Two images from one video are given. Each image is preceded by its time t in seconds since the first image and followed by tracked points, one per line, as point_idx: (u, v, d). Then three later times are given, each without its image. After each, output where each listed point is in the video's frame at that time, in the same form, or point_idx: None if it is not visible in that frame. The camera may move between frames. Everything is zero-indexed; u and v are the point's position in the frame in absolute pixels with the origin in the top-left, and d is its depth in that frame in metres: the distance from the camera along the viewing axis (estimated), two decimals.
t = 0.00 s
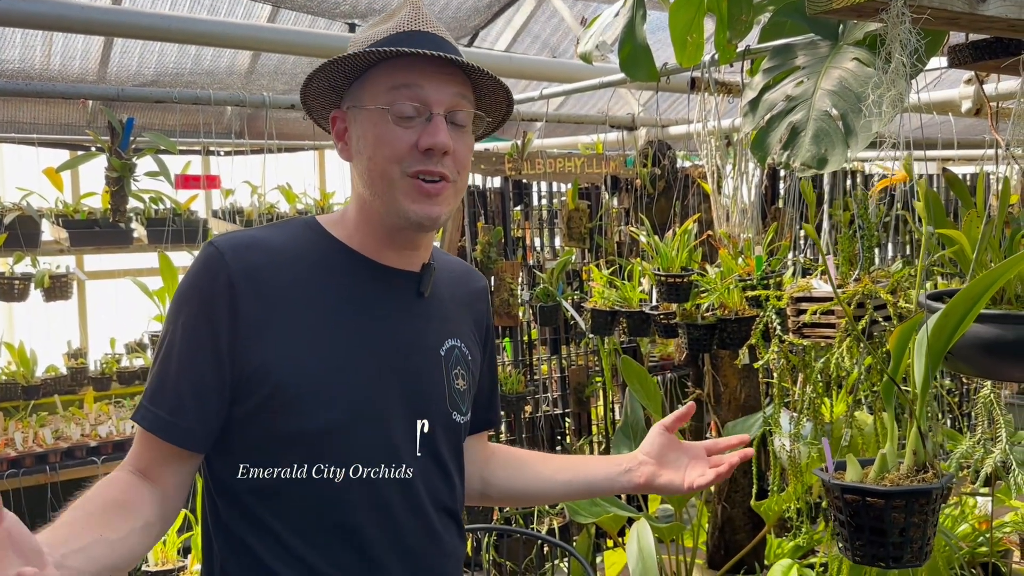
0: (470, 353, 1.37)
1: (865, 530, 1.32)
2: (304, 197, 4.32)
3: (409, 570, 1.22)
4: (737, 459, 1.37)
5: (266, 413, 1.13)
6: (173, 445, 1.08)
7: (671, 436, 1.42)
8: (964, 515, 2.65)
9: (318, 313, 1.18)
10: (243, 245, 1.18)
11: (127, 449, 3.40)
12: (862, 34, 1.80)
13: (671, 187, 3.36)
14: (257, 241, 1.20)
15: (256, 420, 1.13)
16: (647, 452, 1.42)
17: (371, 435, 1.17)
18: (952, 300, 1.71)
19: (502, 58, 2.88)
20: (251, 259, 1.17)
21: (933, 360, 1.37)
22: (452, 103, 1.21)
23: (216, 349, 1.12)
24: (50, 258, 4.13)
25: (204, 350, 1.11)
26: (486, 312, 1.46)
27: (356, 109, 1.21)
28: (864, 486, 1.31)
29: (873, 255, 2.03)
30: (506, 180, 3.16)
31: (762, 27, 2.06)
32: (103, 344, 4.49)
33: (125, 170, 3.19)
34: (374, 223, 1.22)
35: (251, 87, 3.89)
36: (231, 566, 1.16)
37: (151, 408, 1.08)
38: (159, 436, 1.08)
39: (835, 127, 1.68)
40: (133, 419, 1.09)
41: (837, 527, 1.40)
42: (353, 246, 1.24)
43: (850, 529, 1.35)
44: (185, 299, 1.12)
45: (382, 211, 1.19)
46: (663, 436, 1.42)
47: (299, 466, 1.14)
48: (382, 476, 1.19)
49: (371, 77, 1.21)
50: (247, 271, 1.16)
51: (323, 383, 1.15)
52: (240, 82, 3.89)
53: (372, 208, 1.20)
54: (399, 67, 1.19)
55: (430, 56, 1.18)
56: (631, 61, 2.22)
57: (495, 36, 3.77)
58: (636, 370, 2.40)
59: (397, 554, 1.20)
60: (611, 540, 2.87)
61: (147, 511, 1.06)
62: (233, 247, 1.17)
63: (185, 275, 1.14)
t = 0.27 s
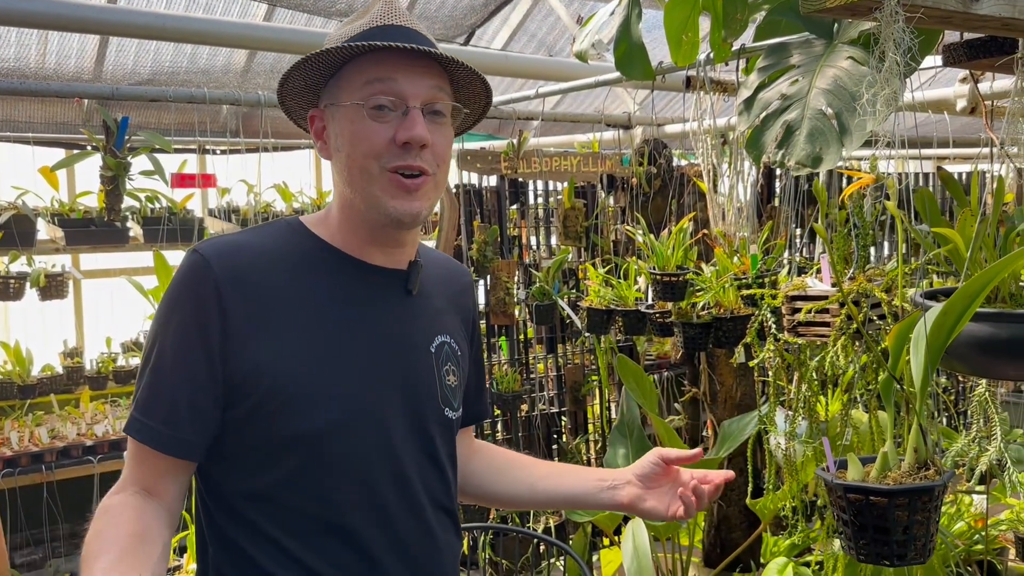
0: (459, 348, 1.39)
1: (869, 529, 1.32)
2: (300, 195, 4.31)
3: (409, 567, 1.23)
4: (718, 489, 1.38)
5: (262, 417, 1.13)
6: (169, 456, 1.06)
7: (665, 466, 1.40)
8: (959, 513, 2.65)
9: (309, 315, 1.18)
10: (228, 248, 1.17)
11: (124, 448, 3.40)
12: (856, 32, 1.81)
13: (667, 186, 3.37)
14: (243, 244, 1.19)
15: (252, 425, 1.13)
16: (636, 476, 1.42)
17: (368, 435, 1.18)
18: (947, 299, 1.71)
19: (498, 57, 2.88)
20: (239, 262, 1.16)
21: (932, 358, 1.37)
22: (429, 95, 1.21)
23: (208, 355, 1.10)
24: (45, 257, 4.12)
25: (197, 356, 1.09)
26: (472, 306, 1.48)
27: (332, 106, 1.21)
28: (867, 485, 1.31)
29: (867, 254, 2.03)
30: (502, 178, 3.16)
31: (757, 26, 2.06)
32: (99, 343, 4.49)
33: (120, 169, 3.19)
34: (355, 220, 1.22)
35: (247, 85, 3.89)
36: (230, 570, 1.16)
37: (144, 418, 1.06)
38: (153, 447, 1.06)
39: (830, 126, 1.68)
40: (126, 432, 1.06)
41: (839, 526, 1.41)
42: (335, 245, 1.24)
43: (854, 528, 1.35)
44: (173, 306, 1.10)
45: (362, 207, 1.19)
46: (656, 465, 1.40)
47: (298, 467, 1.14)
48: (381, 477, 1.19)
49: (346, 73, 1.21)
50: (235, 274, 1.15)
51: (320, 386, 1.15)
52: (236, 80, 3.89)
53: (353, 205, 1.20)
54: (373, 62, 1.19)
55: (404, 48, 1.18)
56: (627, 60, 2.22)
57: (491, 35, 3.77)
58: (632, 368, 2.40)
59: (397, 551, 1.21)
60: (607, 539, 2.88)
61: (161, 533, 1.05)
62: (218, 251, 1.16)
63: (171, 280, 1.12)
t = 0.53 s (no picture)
0: (447, 344, 1.39)
1: (859, 528, 1.33)
2: (296, 194, 4.31)
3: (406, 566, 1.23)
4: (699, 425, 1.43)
5: (255, 418, 1.12)
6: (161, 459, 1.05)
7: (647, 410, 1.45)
8: (954, 511, 2.66)
9: (298, 314, 1.18)
10: (215, 249, 1.17)
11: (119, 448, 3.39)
12: (851, 30, 1.81)
13: (662, 184, 3.38)
14: (230, 245, 1.18)
15: (245, 426, 1.12)
16: (619, 423, 1.47)
17: (362, 434, 1.18)
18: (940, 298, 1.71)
19: (493, 56, 2.88)
20: (226, 263, 1.16)
21: (924, 356, 1.38)
22: (401, 85, 1.21)
23: (198, 358, 1.09)
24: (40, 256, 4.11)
25: (187, 359, 1.08)
26: (457, 301, 1.48)
27: (306, 103, 1.22)
28: (857, 484, 1.31)
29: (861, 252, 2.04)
30: (497, 177, 3.16)
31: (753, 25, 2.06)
32: (94, 342, 4.48)
33: (116, 168, 3.18)
34: (336, 216, 1.23)
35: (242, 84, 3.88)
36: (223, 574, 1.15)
37: (134, 424, 1.05)
38: (146, 453, 1.04)
39: (825, 124, 1.68)
40: (113, 438, 1.05)
41: (830, 525, 1.41)
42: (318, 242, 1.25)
43: (844, 527, 1.35)
44: (161, 310, 1.09)
45: (340, 202, 1.19)
46: (637, 411, 1.46)
47: (294, 468, 1.14)
48: (376, 475, 1.19)
49: (318, 69, 1.22)
50: (223, 275, 1.15)
51: (313, 386, 1.15)
52: (231, 78, 3.88)
53: (333, 200, 1.20)
54: (343, 55, 1.20)
55: (372, 39, 1.18)
56: (621, 58, 2.22)
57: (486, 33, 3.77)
58: (627, 366, 2.40)
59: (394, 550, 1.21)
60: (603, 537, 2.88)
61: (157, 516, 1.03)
62: (205, 253, 1.15)
63: (158, 283, 1.11)
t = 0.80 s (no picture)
0: (443, 343, 1.40)
1: (845, 524, 1.33)
2: (290, 192, 4.30)
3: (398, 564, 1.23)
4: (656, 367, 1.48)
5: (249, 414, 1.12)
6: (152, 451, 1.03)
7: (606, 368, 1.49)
8: (947, 508, 2.68)
9: (294, 309, 1.18)
10: (211, 243, 1.16)
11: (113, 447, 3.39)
12: (844, 29, 1.81)
13: (658, 182, 3.39)
14: (227, 239, 1.18)
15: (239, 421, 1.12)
16: (586, 386, 1.50)
17: (356, 431, 1.18)
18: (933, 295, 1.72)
19: (488, 54, 2.88)
20: (222, 257, 1.16)
21: (913, 352, 1.39)
22: (396, 78, 1.21)
23: (193, 351, 1.09)
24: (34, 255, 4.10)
25: (181, 352, 1.08)
26: (455, 301, 1.49)
27: (302, 100, 1.22)
28: (842, 479, 1.32)
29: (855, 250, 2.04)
30: (492, 175, 3.16)
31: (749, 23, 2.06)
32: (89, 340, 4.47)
33: (110, 166, 3.17)
34: (334, 213, 1.22)
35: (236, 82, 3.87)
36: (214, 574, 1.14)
37: (124, 415, 1.02)
38: (137, 445, 1.02)
39: (819, 122, 1.69)
40: (100, 430, 1.01)
41: (816, 520, 1.41)
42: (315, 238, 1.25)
43: (829, 523, 1.36)
44: (156, 301, 1.08)
45: (338, 198, 1.19)
46: (598, 369, 1.49)
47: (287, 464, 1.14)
48: (369, 473, 1.19)
49: (313, 65, 1.22)
50: (219, 268, 1.15)
51: (307, 382, 1.15)
52: (225, 76, 3.87)
53: (331, 197, 1.20)
54: (337, 50, 1.20)
55: (364, 32, 1.18)
56: (617, 56, 2.22)
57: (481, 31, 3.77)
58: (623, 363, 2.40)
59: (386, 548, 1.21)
60: (598, 534, 2.89)
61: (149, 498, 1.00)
62: (202, 246, 1.15)
63: (153, 274, 1.11)
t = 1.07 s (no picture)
0: (442, 349, 1.41)
1: (838, 517, 1.35)
2: (284, 190, 4.30)
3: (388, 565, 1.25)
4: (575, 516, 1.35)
5: (248, 414, 1.13)
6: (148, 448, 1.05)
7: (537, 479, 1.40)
8: (938, 504, 2.70)
9: (297, 311, 1.19)
10: (218, 241, 1.17)
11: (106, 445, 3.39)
12: (836, 29, 1.83)
13: (651, 180, 3.40)
14: (233, 238, 1.19)
15: (238, 421, 1.14)
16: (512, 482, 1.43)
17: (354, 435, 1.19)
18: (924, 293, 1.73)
19: (483, 52, 2.88)
20: (228, 256, 1.17)
21: (903, 349, 1.40)
22: (412, 87, 1.22)
23: (195, 349, 1.10)
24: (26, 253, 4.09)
25: (184, 349, 1.09)
26: (455, 306, 1.51)
27: (317, 105, 1.22)
28: (836, 473, 1.33)
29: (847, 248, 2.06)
30: (487, 174, 3.17)
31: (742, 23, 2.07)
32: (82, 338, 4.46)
33: (105, 164, 3.17)
34: (343, 218, 1.23)
35: (229, 80, 3.87)
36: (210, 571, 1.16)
37: (123, 409, 1.05)
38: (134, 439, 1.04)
39: (811, 122, 1.70)
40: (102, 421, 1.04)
41: (809, 514, 1.43)
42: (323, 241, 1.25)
43: (822, 516, 1.37)
44: (162, 298, 1.10)
45: (349, 203, 1.20)
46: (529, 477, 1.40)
47: (282, 464, 1.15)
48: (364, 477, 1.20)
49: (329, 70, 1.22)
50: (225, 267, 1.16)
51: (308, 385, 1.16)
52: (218, 74, 3.87)
53: (341, 202, 1.21)
54: (355, 56, 1.21)
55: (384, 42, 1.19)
56: (611, 55, 2.23)
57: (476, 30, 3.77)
58: (616, 361, 2.41)
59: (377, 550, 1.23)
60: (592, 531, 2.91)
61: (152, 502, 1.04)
62: (209, 243, 1.16)
63: (159, 269, 1.12)
